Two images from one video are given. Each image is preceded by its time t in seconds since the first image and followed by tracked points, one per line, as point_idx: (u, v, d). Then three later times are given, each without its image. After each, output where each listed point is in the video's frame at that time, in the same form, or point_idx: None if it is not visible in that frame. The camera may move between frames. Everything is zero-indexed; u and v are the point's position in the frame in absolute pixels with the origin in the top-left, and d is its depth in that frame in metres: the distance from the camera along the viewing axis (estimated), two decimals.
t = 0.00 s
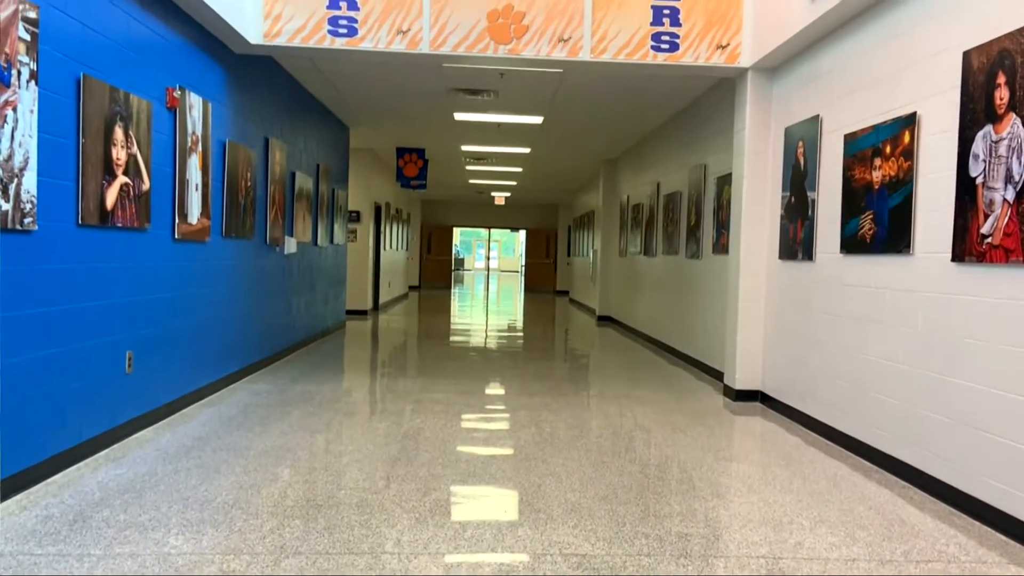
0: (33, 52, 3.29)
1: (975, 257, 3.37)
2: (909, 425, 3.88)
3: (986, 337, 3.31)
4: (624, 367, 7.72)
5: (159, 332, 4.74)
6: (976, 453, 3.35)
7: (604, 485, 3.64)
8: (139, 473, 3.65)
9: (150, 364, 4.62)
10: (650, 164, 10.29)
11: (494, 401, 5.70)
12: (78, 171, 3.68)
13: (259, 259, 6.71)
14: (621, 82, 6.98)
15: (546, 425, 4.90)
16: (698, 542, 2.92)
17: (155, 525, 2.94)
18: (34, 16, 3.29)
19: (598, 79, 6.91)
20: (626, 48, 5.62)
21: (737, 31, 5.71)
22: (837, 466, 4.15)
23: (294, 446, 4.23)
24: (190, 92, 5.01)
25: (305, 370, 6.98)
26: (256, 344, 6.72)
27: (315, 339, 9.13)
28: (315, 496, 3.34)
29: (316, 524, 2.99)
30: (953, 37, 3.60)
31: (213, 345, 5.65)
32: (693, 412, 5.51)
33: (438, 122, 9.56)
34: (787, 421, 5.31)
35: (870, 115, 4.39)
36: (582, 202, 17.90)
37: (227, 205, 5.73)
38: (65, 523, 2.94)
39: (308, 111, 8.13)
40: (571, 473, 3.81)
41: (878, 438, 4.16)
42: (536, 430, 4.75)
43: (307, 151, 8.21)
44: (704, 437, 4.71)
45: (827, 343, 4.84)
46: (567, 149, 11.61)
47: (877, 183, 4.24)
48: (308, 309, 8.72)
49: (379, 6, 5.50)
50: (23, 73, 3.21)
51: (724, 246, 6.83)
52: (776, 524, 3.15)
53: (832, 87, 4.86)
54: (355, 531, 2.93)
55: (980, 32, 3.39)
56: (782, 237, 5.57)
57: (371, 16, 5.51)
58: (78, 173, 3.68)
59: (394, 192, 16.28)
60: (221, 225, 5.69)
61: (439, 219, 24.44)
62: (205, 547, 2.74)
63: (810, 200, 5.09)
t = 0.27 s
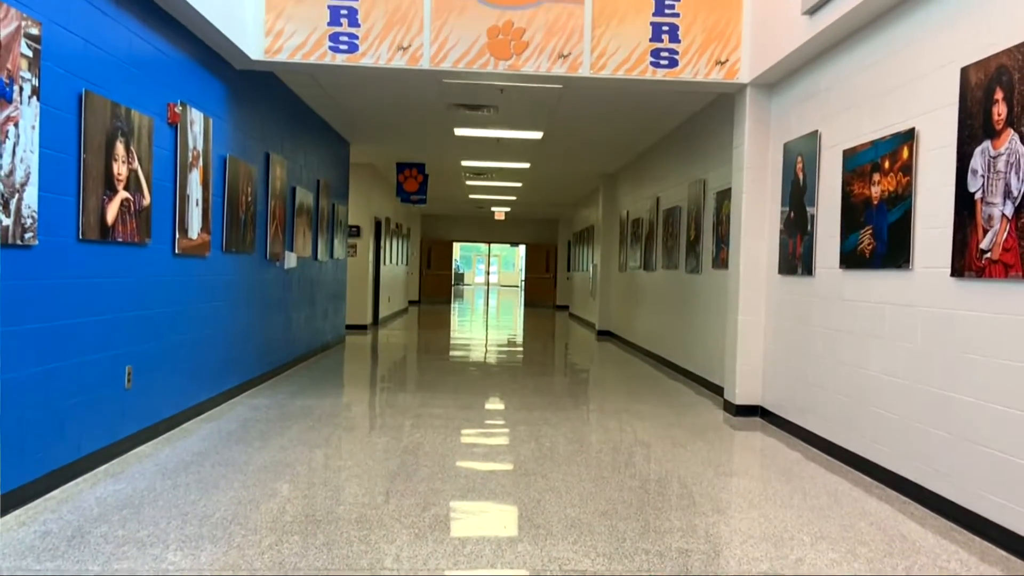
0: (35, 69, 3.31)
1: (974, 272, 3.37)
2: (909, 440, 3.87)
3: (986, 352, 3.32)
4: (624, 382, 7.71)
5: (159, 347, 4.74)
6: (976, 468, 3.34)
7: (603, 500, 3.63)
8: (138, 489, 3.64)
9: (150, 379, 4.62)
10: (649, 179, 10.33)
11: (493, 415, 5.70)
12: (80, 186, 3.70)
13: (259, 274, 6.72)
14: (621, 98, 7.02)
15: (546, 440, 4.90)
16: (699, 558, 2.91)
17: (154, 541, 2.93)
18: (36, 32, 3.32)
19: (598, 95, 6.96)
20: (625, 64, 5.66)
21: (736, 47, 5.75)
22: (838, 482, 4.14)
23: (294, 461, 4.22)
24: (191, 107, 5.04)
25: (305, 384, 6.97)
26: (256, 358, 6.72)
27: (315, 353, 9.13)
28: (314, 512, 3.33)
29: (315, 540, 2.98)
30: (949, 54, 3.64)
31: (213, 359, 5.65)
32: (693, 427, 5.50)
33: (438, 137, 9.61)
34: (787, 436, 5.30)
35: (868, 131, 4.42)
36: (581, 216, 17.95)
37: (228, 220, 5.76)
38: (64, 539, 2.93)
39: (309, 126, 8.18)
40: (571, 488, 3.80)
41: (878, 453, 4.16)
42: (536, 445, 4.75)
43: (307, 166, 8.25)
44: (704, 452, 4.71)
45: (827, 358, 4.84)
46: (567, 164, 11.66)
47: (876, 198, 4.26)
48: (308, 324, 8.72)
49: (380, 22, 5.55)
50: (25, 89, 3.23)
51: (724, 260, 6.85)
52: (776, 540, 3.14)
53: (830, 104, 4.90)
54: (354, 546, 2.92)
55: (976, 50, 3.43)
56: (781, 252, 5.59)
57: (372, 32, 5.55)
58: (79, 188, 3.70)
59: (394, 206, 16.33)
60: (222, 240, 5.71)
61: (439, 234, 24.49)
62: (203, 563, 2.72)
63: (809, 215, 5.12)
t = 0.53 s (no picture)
0: (38, 87, 3.34)
1: (974, 290, 3.38)
2: (908, 458, 3.87)
3: (985, 371, 3.32)
4: (624, 400, 7.69)
5: (159, 364, 4.74)
6: (976, 487, 3.34)
7: (603, 519, 3.61)
8: (136, 508, 3.63)
9: (150, 397, 4.63)
10: (649, 197, 10.37)
11: (493, 434, 5.68)
12: (81, 205, 3.72)
13: (258, 292, 6.73)
14: (620, 116, 7.07)
15: (546, 459, 4.88)
16: None
17: (152, 561, 2.92)
18: (39, 52, 3.35)
19: (598, 114, 7.01)
20: (625, 83, 5.71)
21: (735, 67, 5.81)
22: (839, 500, 4.13)
23: (292, 480, 4.20)
24: (193, 126, 5.08)
25: (304, 402, 6.96)
26: (255, 376, 6.71)
27: (315, 371, 9.11)
28: (313, 531, 3.31)
29: (314, 559, 2.97)
30: (947, 74, 3.67)
31: (212, 377, 5.64)
32: (693, 445, 5.48)
33: (438, 156, 9.66)
34: (788, 455, 5.29)
35: (866, 149, 4.45)
36: (581, 234, 18.00)
37: (228, 238, 5.78)
38: (61, 558, 2.92)
39: (310, 145, 8.23)
40: (571, 507, 3.79)
41: (878, 472, 4.15)
42: (536, 463, 4.73)
43: (308, 184, 8.29)
44: (705, 471, 4.69)
45: (827, 376, 4.84)
46: (567, 182, 11.72)
47: (875, 217, 4.28)
48: (308, 342, 8.72)
49: (381, 42, 5.60)
50: (28, 108, 3.26)
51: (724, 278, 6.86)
52: (777, 559, 3.12)
53: (828, 123, 4.94)
54: (353, 566, 2.91)
55: (973, 69, 3.46)
56: (781, 270, 5.60)
57: (373, 52, 5.60)
58: (80, 207, 3.72)
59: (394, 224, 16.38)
60: (222, 258, 5.73)
61: (439, 251, 24.54)
62: None
63: (808, 234, 5.14)
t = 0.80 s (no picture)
0: (40, 108, 3.37)
1: (974, 309, 3.39)
2: (909, 478, 3.85)
3: (985, 390, 3.32)
4: (624, 419, 7.67)
5: (158, 384, 4.73)
6: (977, 507, 3.32)
7: (603, 539, 3.59)
8: (134, 528, 3.61)
9: (149, 416, 4.62)
10: (649, 216, 10.40)
11: (493, 453, 5.66)
12: (82, 224, 3.74)
13: (258, 310, 6.73)
14: (620, 136, 7.12)
15: (546, 478, 4.86)
16: None
17: None
18: (42, 72, 3.39)
19: (598, 134, 7.05)
20: (624, 103, 5.76)
21: (734, 87, 5.86)
22: (841, 520, 4.11)
23: (292, 500, 4.18)
24: (194, 146, 5.12)
25: (304, 422, 6.94)
26: (255, 396, 6.70)
27: (314, 390, 9.09)
28: (312, 552, 3.30)
29: None
30: (944, 94, 3.71)
31: (211, 397, 5.63)
32: (694, 465, 5.46)
33: (438, 175, 9.71)
34: (789, 475, 5.27)
35: (865, 169, 4.48)
36: (581, 253, 18.03)
37: (229, 257, 5.79)
38: None
39: (311, 165, 8.28)
40: (571, 527, 3.77)
41: (879, 492, 4.13)
42: (536, 483, 4.71)
43: (308, 203, 8.32)
44: (706, 491, 4.66)
45: (827, 395, 4.83)
46: (567, 201, 11.76)
47: (875, 236, 4.30)
48: (308, 360, 8.72)
49: (382, 63, 5.65)
50: (30, 128, 3.29)
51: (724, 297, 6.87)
52: None
53: (827, 143, 4.97)
54: None
55: (971, 90, 3.50)
56: (781, 288, 5.62)
57: (374, 72, 5.66)
58: (81, 226, 3.74)
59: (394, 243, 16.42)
60: (222, 277, 5.74)
61: (439, 270, 24.57)
62: None
63: (808, 253, 5.15)
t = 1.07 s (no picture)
0: (42, 128, 3.39)
1: (974, 329, 3.39)
2: (911, 499, 3.83)
3: (986, 411, 3.31)
4: (624, 440, 7.64)
5: (157, 403, 4.72)
6: (980, 528, 3.30)
7: (604, 560, 3.57)
8: (133, 549, 3.58)
9: (148, 436, 4.60)
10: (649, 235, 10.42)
11: (493, 473, 5.63)
12: (83, 244, 3.75)
13: (258, 330, 6.73)
14: (620, 156, 7.16)
15: (546, 499, 4.83)
16: None
17: None
18: (45, 93, 3.42)
19: (597, 154, 7.09)
20: (624, 124, 5.79)
21: (733, 108, 5.90)
22: (842, 542, 4.08)
23: (290, 520, 4.15)
24: (196, 166, 5.15)
25: (303, 442, 6.91)
26: (254, 416, 6.67)
27: (314, 410, 9.06)
28: (311, 573, 3.27)
29: None
30: (942, 115, 3.73)
31: (211, 417, 5.61)
32: (696, 486, 5.42)
33: (439, 195, 9.76)
34: (790, 495, 5.23)
35: (864, 189, 4.50)
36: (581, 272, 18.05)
37: (229, 277, 5.80)
38: None
39: (312, 185, 8.31)
40: (571, 548, 3.74)
41: (880, 512, 4.11)
42: (536, 503, 4.68)
43: (309, 223, 8.34)
44: (707, 511, 4.63)
45: (828, 415, 4.82)
46: (567, 221, 11.80)
47: (875, 256, 4.30)
48: (308, 380, 8.69)
49: (383, 84, 5.70)
50: (32, 148, 3.31)
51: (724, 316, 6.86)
52: None
53: (826, 164, 5.00)
54: None
55: (968, 111, 3.53)
56: (781, 308, 5.62)
57: (375, 93, 5.70)
58: (83, 246, 3.75)
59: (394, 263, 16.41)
60: (223, 296, 5.74)
61: (439, 290, 24.57)
62: None
63: (808, 272, 5.16)
